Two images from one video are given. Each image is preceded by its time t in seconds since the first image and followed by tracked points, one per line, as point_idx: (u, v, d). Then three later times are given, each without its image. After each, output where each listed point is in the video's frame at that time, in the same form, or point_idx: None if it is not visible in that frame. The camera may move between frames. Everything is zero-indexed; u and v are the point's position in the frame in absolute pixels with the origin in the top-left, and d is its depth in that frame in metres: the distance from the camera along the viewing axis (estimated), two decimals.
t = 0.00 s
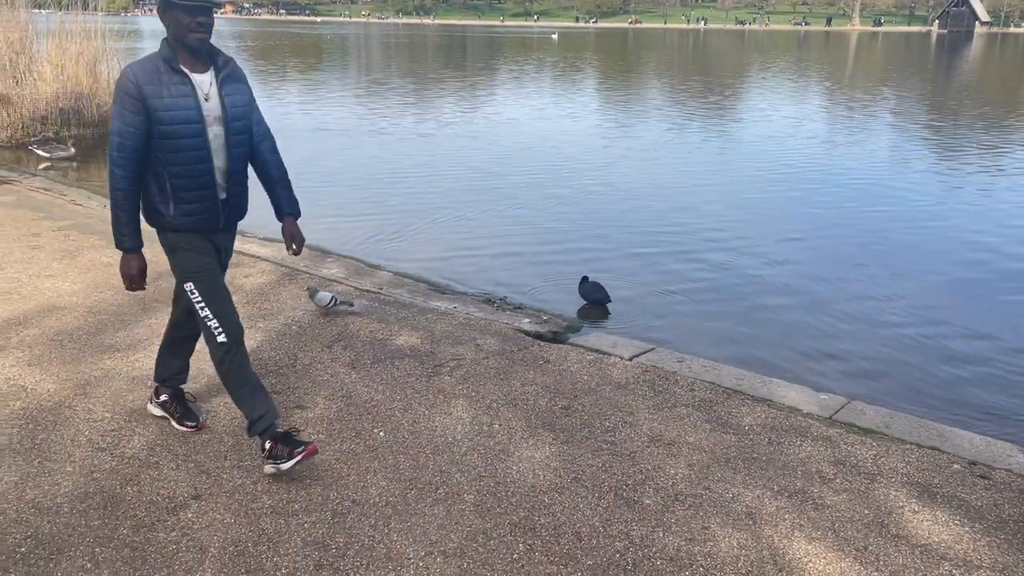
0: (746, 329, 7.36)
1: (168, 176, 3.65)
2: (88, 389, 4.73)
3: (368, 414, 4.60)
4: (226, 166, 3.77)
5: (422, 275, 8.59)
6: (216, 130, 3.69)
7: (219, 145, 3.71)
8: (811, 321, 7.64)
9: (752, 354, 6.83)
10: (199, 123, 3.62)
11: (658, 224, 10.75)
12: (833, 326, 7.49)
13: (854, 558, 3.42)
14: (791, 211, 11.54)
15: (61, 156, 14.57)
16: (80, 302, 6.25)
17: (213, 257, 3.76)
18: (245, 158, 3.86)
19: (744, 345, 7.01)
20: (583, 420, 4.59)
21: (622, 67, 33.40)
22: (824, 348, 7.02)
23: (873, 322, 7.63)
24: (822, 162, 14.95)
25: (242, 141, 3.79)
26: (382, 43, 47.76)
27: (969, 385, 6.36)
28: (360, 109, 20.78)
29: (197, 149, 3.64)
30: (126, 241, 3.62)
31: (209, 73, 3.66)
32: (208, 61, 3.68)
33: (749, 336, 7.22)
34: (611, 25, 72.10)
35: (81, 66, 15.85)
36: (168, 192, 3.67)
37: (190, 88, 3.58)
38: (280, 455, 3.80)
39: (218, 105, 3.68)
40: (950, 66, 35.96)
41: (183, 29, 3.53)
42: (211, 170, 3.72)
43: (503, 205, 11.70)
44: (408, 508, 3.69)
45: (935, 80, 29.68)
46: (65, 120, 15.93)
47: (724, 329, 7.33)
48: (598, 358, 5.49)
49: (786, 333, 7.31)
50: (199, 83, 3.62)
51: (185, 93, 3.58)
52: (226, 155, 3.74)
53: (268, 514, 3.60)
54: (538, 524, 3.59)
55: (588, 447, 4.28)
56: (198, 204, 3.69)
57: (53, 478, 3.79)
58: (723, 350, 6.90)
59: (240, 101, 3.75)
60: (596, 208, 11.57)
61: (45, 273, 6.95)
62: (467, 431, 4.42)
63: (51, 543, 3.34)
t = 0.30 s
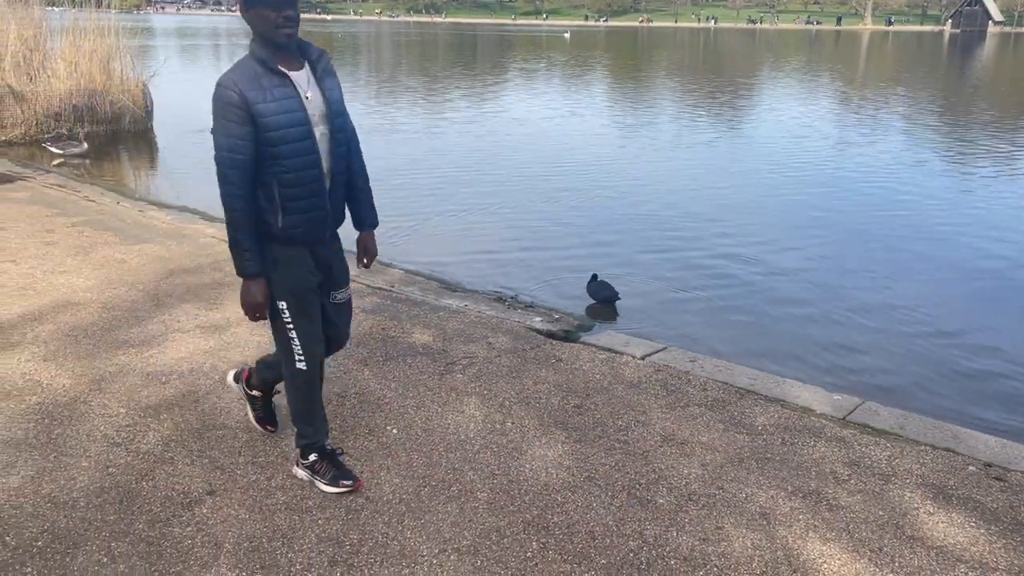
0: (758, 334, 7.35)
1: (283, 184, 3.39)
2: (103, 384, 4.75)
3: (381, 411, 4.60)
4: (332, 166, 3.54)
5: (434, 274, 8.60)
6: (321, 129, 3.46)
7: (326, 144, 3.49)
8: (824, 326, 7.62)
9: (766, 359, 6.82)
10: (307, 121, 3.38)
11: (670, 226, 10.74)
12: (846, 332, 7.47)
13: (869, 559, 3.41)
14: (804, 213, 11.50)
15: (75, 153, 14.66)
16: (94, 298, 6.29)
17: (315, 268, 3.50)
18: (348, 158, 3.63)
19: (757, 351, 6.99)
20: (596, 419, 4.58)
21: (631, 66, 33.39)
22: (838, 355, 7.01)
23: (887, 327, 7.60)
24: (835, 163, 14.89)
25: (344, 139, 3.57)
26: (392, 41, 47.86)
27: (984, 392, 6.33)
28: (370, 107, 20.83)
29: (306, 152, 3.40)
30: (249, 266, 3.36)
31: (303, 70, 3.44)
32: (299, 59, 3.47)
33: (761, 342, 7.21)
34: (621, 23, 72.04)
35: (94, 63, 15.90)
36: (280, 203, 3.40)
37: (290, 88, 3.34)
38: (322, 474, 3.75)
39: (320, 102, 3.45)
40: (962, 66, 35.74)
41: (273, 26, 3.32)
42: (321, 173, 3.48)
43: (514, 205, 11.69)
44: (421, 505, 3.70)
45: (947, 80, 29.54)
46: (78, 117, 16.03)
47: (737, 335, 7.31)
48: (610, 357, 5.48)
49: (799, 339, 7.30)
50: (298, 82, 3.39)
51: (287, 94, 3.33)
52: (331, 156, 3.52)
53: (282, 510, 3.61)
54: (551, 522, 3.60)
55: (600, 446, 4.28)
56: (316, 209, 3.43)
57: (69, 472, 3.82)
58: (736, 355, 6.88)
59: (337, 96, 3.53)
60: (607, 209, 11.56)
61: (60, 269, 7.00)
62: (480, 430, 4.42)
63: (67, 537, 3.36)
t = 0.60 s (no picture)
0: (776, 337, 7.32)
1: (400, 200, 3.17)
2: (126, 381, 4.78)
3: (401, 409, 4.60)
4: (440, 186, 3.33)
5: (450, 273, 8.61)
6: (436, 145, 3.26)
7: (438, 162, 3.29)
8: (843, 329, 7.58)
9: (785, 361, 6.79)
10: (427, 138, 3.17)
11: (687, 227, 10.71)
12: (865, 335, 7.44)
13: (894, 562, 3.39)
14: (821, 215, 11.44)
15: (93, 151, 14.77)
16: (116, 295, 6.33)
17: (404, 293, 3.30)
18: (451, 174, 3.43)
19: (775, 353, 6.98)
20: (616, 419, 4.57)
21: (645, 66, 33.38)
22: (857, 358, 6.97)
23: (907, 331, 7.56)
24: (852, 164, 14.82)
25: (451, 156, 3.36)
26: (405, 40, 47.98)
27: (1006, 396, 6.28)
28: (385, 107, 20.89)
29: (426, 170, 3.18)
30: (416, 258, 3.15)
31: (423, 82, 3.21)
32: (419, 69, 3.22)
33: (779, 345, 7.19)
34: (634, 23, 71.97)
35: (112, 62, 16.06)
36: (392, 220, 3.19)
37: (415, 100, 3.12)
38: (514, 498, 3.52)
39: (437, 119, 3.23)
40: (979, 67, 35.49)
41: (402, 37, 3.07)
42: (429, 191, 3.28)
43: (530, 205, 11.69)
44: (443, 504, 3.71)
45: (964, 81, 29.35)
46: (96, 115, 16.05)
47: (755, 337, 7.29)
48: (629, 357, 5.47)
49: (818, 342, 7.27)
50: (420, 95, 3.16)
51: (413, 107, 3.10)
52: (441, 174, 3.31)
53: (305, 507, 3.62)
54: (574, 522, 3.59)
55: (621, 446, 4.26)
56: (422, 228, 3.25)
57: (94, 468, 3.84)
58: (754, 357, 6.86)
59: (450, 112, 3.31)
60: (623, 210, 11.54)
61: (81, 266, 7.05)
62: (501, 429, 4.42)
63: (93, 532, 3.38)
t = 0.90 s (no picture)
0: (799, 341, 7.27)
1: (535, 207, 3.00)
2: (152, 380, 4.80)
3: (426, 409, 4.59)
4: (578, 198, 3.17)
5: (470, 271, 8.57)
6: (580, 151, 3.11)
7: (578, 169, 3.13)
8: (867, 333, 7.52)
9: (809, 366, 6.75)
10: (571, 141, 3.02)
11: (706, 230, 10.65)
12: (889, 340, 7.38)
13: (928, 568, 3.35)
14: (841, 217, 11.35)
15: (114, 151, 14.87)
16: (140, 294, 6.36)
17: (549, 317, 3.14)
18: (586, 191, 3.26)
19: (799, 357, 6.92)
20: (642, 421, 4.53)
21: (661, 66, 33.30)
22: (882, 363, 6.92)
23: (932, 337, 7.49)
24: (871, 166, 14.71)
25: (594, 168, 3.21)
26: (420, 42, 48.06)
27: None
28: (401, 107, 20.91)
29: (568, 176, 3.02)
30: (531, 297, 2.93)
31: (570, 84, 3.09)
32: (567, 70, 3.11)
33: (803, 349, 7.14)
34: (649, 24, 71.83)
35: (133, 62, 16.23)
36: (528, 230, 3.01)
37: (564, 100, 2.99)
38: (562, 532, 3.37)
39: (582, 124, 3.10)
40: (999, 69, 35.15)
41: (567, 34, 2.97)
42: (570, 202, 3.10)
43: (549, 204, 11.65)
44: (470, 505, 3.69)
45: (983, 82, 29.10)
46: (117, 115, 16.22)
47: (778, 341, 7.24)
48: (653, 359, 5.44)
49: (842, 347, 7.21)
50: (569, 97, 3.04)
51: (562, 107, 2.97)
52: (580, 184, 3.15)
53: (334, 507, 3.63)
54: (602, 524, 3.58)
55: (648, 448, 4.23)
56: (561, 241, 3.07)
57: (123, 466, 3.87)
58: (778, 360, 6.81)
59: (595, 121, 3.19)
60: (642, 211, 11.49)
61: (105, 266, 7.08)
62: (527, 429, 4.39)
63: (124, 530, 3.40)
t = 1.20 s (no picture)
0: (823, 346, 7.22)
1: (664, 240, 2.87)
2: (178, 380, 4.83)
3: (450, 411, 4.57)
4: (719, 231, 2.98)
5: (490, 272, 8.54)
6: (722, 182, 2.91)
7: (722, 201, 2.93)
8: (893, 339, 7.44)
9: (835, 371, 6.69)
10: (710, 171, 2.84)
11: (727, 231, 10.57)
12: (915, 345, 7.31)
13: None
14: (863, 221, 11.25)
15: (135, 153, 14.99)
16: (163, 295, 6.40)
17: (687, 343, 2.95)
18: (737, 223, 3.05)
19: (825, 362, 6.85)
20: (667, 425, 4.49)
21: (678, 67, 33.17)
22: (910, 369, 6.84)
23: (958, 342, 7.40)
24: (893, 168, 14.57)
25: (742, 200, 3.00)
26: (436, 44, 48.20)
27: None
28: (419, 109, 20.94)
29: (699, 206, 2.86)
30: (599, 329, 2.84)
31: (719, 106, 2.89)
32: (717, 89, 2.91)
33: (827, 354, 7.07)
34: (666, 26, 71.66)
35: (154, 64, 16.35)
36: (658, 264, 2.88)
37: (703, 126, 2.81)
38: None
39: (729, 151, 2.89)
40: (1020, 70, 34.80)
41: (718, 53, 2.80)
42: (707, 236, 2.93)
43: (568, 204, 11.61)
44: (497, 508, 3.68)
45: (1005, 84, 28.79)
46: (138, 117, 16.26)
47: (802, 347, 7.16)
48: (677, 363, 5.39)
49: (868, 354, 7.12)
50: (713, 121, 2.85)
51: (699, 133, 2.80)
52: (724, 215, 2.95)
53: (360, 509, 3.62)
54: (629, 529, 3.55)
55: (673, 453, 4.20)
56: (688, 276, 2.92)
57: (151, 467, 3.88)
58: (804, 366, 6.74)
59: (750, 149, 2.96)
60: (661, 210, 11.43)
61: (128, 267, 7.13)
62: (551, 432, 4.37)
63: (152, 531, 3.41)
